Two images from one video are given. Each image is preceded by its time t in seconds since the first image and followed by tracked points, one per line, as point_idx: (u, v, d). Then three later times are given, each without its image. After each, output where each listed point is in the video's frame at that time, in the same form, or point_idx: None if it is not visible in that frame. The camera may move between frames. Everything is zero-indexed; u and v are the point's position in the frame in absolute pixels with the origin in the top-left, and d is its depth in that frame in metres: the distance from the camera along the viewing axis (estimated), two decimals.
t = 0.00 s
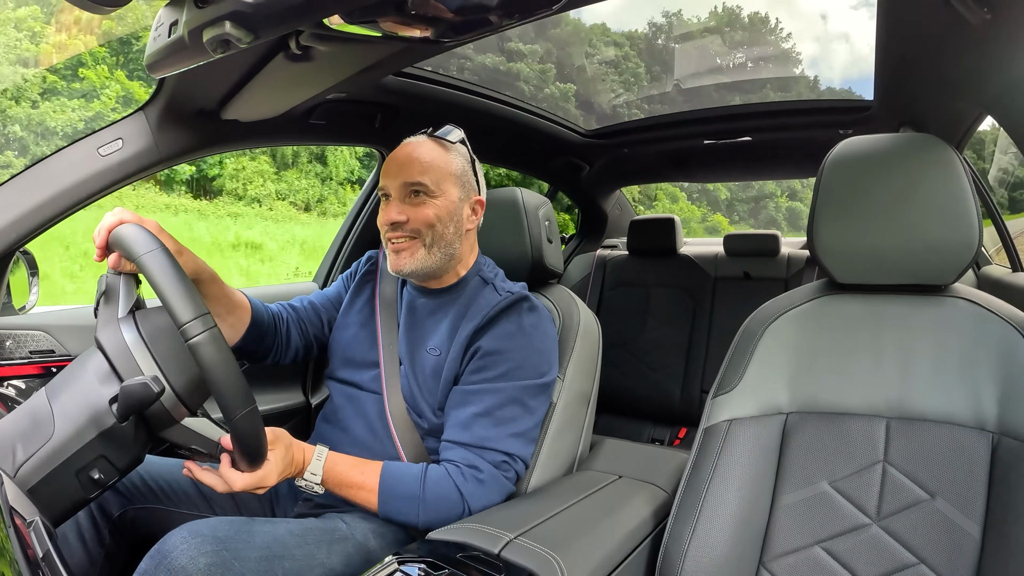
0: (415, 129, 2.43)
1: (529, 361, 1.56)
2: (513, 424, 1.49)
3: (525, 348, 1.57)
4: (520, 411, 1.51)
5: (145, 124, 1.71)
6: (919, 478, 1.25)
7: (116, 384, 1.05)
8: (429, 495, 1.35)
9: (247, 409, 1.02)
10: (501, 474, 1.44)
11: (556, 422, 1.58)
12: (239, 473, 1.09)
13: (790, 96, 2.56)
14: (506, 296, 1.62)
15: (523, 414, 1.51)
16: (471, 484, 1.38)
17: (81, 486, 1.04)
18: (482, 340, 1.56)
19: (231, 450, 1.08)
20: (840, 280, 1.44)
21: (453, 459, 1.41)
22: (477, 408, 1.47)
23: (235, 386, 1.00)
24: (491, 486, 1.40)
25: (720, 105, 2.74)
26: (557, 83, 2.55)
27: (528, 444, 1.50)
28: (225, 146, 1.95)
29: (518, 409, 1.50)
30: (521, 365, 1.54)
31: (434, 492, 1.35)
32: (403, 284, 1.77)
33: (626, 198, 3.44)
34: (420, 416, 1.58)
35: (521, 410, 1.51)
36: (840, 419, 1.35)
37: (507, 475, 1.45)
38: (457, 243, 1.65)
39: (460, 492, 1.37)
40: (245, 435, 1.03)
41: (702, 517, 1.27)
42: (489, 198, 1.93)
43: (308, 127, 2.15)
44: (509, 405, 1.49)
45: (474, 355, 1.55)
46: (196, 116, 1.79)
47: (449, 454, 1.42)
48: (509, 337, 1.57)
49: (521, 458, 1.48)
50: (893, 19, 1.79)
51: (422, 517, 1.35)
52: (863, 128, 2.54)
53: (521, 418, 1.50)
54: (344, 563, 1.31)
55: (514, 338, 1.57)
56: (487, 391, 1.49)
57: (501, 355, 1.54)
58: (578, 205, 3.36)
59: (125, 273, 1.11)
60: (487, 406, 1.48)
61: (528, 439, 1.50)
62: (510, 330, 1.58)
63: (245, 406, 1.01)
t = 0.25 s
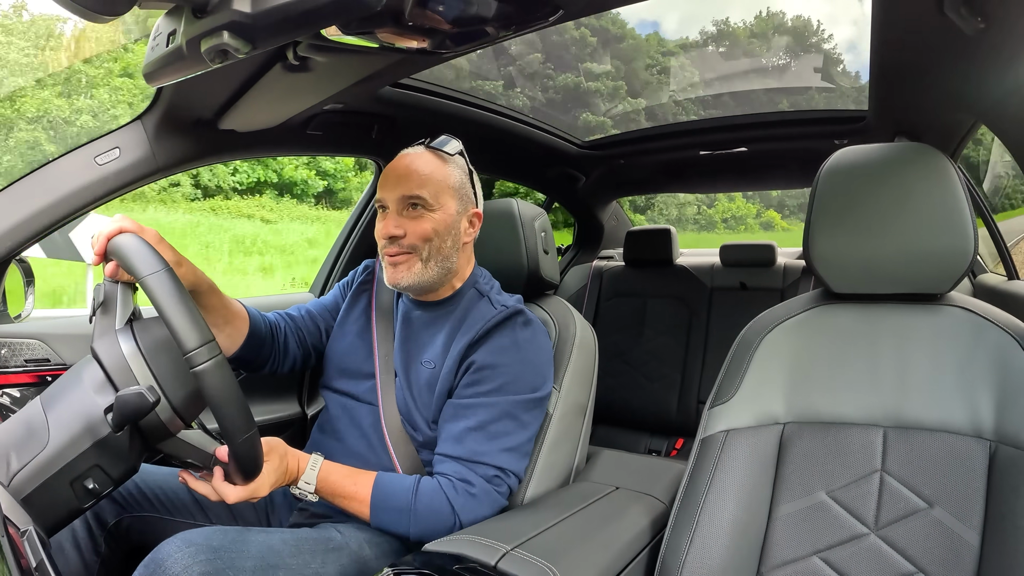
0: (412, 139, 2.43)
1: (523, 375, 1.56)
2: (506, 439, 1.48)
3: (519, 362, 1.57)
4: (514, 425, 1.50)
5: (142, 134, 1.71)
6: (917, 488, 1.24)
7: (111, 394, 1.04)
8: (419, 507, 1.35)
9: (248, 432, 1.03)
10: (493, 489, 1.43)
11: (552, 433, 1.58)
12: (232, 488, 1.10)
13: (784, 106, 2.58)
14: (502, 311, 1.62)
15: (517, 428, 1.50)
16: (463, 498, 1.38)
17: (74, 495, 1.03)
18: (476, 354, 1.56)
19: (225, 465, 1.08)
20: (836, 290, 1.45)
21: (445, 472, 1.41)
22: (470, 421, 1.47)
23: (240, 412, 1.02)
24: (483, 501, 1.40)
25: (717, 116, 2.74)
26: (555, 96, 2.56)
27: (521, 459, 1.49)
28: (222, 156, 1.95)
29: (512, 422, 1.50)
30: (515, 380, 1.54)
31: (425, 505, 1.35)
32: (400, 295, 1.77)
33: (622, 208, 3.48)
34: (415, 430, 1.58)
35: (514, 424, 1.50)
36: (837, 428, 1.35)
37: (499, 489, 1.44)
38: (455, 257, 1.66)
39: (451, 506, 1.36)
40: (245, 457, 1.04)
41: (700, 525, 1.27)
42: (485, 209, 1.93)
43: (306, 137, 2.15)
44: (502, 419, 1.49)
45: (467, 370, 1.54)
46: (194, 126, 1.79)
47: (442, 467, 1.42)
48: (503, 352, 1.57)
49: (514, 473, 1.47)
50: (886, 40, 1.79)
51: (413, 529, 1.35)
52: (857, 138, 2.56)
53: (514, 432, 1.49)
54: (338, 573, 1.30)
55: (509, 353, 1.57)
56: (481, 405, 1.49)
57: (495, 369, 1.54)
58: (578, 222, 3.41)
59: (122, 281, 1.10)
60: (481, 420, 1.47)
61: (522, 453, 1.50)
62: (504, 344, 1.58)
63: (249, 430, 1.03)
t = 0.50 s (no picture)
0: (409, 140, 2.43)
1: (521, 373, 1.56)
2: (504, 436, 1.47)
3: (517, 360, 1.57)
4: (512, 422, 1.50)
5: (139, 133, 1.70)
6: (913, 492, 1.25)
7: (107, 394, 1.04)
8: (416, 504, 1.35)
9: (244, 437, 1.02)
10: (490, 485, 1.42)
11: (549, 434, 1.58)
12: (227, 489, 1.09)
13: (781, 110, 2.59)
14: (500, 308, 1.62)
15: (514, 426, 1.50)
16: (460, 494, 1.37)
17: (69, 495, 1.03)
18: (474, 352, 1.56)
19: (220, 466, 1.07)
20: (831, 294, 1.45)
21: (442, 469, 1.40)
22: (468, 418, 1.47)
23: (235, 416, 1.01)
24: (480, 497, 1.39)
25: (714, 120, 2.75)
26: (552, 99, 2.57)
27: (518, 456, 1.49)
28: (219, 156, 1.95)
29: (509, 420, 1.49)
30: (513, 378, 1.54)
31: (422, 501, 1.35)
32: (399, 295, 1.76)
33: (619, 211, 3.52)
34: (412, 428, 1.58)
35: (511, 421, 1.50)
36: (833, 431, 1.35)
37: (497, 486, 1.44)
38: (456, 256, 1.66)
39: (448, 503, 1.36)
40: (240, 459, 1.03)
41: (695, 528, 1.27)
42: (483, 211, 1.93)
43: (303, 137, 2.15)
44: (500, 416, 1.48)
45: (466, 367, 1.54)
46: (191, 126, 1.79)
47: (439, 463, 1.42)
48: (502, 350, 1.57)
49: (512, 470, 1.47)
50: (884, 47, 1.79)
51: (409, 528, 1.35)
52: (854, 142, 2.57)
53: (512, 429, 1.49)
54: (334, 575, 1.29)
55: (506, 351, 1.57)
56: (479, 402, 1.48)
57: (493, 366, 1.54)
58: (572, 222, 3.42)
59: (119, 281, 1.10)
60: (479, 417, 1.47)
61: (519, 450, 1.49)
62: (502, 342, 1.58)
63: (244, 434, 1.03)
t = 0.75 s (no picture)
0: (409, 143, 2.43)
1: (518, 378, 1.56)
2: (502, 441, 1.47)
3: (515, 366, 1.56)
4: (510, 427, 1.50)
5: (139, 133, 1.70)
6: (910, 498, 1.24)
7: (103, 394, 1.04)
8: (414, 508, 1.34)
9: (239, 434, 1.02)
10: (488, 489, 1.42)
11: (546, 438, 1.58)
12: (223, 490, 1.08)
13: (780, 117, 2.59)
14: (498, 313, 1.62)
15: (512, 431, 1.50)
16: (458, 498, 1.37)
17: (65, 495, 1.02)
18: (472, 356, 1.56)
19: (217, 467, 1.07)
20: (829, 300, 1.46)
21: (440, 473, 1.40)
22: (466, 423, 1.46)
23: (230, 415, 1.01)
24: (478, 501, 1.39)
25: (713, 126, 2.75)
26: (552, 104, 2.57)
27: (516, 461, 1.49)
28: (218, 157, 1.95)
29: (507, 425, 1.49)
30: (510, 383, 1.54)
31: (420, 506, 1.34)
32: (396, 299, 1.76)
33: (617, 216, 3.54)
34: (409, 432, 1.58)
35: (509, 426, 1.49)
36: (830, 437, 1.35)
37: (495, 491, 1.44)
38: (453, 263, 1.66)
39: (446, 507, 1.36)
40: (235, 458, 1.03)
41: (691, 534, 1.26)
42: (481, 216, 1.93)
43: (302, 140, 2.15)
44: (497, 421, 1.48)
45: (464, 372, 1.54)
46: (191, 126, 1.79)
47: (437, 468, 1.41)
48: (499, 354, 1.57)
49: (509, 475, 1.47)
50: (883, 54, 1.79)
51: (407, 531, 1.34)
52: (852, 148, 2.58)
53: (509, 434, 1.49)
54: None
55: (504, 355, 1.57)
56: (477, 407, 1.48)
57: (490, 371, 1.54)
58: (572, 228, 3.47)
59: (115, 281, 1.11)
60: (477, 422, 1.47)
61: (517, 455, 1.49)
62: (500, 347, 1.58)
63: (240, 432, 1.02)
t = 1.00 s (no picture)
0: (406, 148, 2.43)
1: (520, 384, 1.55)
2: (504, 446, 1.47)
3: (516, 372, 1.56)
4: (512, 433, 1.50)
5: (136, 141, 1.70)
6: (911, 495, 1.24)
7: (102, 402, 1.03)
8: (416, 514, 1.34)
9: (239, 439, 1.02)
10: (491, 495, 1.42)
11: (547, 441, 1.58)
12: (224, 496, 1.08)
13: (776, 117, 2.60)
14: (500, 319, 1.62)
15: (514, 436, 1.50)
16: (461, 504, 1.37)
17: (65, 503, 1.02)
18: (474, 363, 1.56)
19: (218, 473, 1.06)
20: (828, 299, 1.46)
21: (443, 479, 1.40)
22: (467, 429, 1.46)
23: (229, 420, 1.00)
24: (481, 507, 1.39)
25: (710, 128, 2.75)
26: (549, 108, 2.57)
27: (518, 466, 1.49)
28: (215, 164, 1.95)
29: (509, 430, 1.49)
30: (512, 389, 1.54)
31: (422, 512, 1.34)
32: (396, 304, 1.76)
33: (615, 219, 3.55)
34: (411, 437, 1.58)
35: (511, 431, 1.49)
36: (830, 437, 1.35)
37: (497, 497, 1.44)
38: (462, 270, 1.67)
39: (449, 514, 1.36)
40: (235, 464, 1.03)
41: (693, 534, 1.26)
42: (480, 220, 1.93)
43: (299, 146, 2.15)
44: (500, 427, 1.48)
45: (466, 378, 1.54)
46: (188, 134, 1.79)
47: (439, 474, 1.41)
48: (501, 360, 1.57)
49: (512, 480, 1.47)
50: (879, 52, 1.80)
51: (409, 538, 1.34)
52: (849, 147, 2.58)
53: (511, 439, 1.49)
54: None
55: (506, 361, 1.57)
56: (478, 413, 1.48)
57: (493, 378, 1.54)
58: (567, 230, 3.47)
59: (113, 289, 1.10)
60: (479, 428, 1.47)
61: (520, 461, 1.49)
62: (501, 353, 1.58)
63: (240, 437, 1.02)
